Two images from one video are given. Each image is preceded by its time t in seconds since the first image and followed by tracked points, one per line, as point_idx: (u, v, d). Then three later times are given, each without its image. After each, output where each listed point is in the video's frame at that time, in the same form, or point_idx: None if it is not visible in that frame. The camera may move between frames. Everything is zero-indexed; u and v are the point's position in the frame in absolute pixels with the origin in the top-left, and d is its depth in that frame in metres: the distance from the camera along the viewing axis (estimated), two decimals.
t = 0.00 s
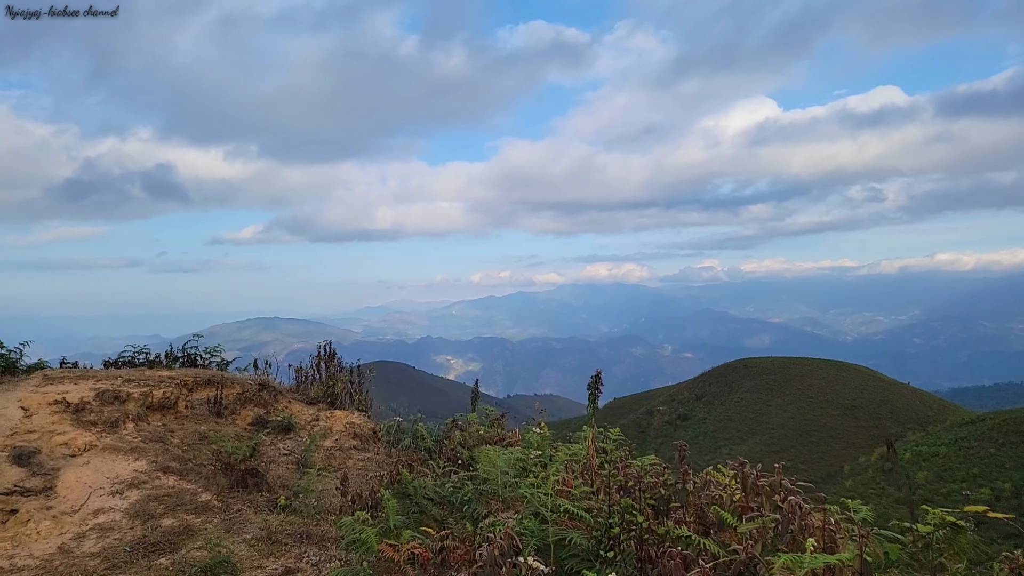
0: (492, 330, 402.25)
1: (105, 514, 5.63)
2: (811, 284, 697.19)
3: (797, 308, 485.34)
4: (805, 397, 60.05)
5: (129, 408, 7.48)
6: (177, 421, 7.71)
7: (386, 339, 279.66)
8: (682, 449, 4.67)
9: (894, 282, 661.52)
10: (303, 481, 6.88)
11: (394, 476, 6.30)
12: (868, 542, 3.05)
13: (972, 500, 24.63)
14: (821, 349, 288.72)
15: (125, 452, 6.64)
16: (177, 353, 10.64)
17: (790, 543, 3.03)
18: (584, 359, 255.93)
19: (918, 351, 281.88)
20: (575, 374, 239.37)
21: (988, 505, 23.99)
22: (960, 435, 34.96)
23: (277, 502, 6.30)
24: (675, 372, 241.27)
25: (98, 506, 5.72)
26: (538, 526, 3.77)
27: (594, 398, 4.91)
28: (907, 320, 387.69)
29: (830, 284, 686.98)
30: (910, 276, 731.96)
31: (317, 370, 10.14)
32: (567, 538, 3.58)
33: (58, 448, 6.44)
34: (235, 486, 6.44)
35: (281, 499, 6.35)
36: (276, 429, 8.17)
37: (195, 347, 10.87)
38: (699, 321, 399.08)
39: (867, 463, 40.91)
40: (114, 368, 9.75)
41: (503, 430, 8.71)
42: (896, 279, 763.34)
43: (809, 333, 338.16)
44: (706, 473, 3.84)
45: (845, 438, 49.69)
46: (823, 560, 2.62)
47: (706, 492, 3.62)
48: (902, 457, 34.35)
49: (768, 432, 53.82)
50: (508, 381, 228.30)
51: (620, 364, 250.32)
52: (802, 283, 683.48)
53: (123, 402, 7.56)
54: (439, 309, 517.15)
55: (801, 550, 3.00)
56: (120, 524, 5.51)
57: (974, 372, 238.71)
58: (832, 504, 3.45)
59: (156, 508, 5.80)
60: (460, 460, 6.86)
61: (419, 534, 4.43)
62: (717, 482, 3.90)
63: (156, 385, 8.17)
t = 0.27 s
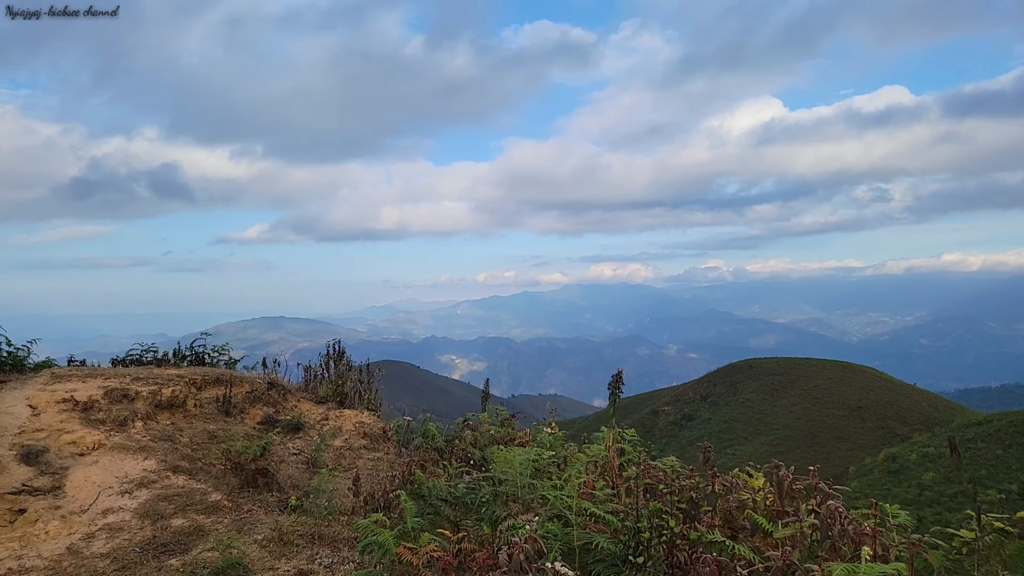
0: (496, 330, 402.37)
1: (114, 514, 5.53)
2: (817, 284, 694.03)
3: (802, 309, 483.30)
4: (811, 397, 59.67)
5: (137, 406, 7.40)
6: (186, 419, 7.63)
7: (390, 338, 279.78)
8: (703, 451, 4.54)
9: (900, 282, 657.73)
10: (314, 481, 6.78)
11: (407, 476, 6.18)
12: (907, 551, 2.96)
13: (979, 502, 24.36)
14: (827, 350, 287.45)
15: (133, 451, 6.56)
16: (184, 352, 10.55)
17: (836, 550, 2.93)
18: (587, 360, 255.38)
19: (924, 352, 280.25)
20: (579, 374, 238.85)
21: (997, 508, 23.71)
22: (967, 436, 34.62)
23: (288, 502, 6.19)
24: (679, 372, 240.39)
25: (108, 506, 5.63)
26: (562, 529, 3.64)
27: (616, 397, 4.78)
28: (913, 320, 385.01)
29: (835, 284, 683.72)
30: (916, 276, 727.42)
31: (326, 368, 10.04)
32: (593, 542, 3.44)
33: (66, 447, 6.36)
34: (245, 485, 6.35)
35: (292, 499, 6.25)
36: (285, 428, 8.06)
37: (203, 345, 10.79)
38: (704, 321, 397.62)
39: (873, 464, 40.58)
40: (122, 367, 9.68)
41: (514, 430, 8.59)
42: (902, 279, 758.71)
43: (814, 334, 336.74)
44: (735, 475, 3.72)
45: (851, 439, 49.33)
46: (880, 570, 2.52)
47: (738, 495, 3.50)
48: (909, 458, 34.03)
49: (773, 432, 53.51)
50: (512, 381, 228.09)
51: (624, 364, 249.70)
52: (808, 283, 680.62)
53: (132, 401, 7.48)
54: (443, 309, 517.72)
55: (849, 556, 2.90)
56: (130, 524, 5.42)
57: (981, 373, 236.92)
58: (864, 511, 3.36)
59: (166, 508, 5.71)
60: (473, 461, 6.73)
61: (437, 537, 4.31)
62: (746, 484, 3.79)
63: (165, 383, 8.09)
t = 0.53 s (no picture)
0: (500, 330, 402.32)
1: (126, 512, 5.45)
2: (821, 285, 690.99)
3: (806, 310, 481.30)
4: (816, 399, 59.37)
5: (148, 404, 7.32)
6: (197, 417, 7.54)
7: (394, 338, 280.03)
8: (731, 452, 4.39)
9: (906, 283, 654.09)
10: (326, 480, 6.70)
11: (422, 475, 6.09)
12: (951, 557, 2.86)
13: (986, 504, 24.11)
14: (831, 351, 286.07)
15: (145, 448, 6.48)
16: (194, 349, 10.47)
17: (881, 554, 2.78)
18: (590, 360, 254.99)
19: (929, 353, 278.61)
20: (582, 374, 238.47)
21: (1004, 510, 23.47)
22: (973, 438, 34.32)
23: (301, 501, 6.10)
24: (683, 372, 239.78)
25: (119, 503, 5.54)
26: (592, 530, 3.52)
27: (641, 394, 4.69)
28: (917, 321, 382.94)
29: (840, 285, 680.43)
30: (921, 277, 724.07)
31: (337, 366, 9.94)
32: (624, 544, 3.31)
33: (77, 444, 6.28)
34: (258, 484, 6.26)
35: (306, 498, 6.15)
36: (296, 426, 7.98)
37: (212, 343, 10.70)
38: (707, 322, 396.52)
39: (877, 465, 40.36)
40: (131, 364, 9.60)
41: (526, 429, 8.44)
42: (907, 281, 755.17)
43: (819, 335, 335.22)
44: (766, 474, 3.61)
45: (856, 441, 49.03)
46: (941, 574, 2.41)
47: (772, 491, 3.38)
48: (914, 460, 33.78)
49: (777, 434, 53.27)
50: (515, 382, 227.93)
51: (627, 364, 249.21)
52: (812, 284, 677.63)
53: (142, 398, 7.41)
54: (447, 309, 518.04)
55: (892, 563, 2.76)
56: (142, 522, 5.33)
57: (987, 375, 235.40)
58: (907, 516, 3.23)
59: (179, 507, 5.62)
60: (488, 460, 6.63)
61: (460, 538, 4.21)
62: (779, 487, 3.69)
63: (176, 381, 8.02)
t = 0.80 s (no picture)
0: (502, 330, 402.36)
1: (136, 514, 5.34)
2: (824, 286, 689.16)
3: (809, 310, 480.03)
4: (819, 400, 59.14)
5: (157, 404, 7.21)
6: (205, 417, 7.43)
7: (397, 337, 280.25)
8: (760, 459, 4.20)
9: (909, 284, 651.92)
10: (338, 482, 6.57)
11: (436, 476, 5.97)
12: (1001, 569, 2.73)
13: (989, 505, 23.93)
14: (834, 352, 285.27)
15: (154, 449, 6.37)
16: (201, 349, 10.35)
17: (930, 565, 2.60)
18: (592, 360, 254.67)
19: (933, 355, 277.62)
20: (584, 374, 238.23)
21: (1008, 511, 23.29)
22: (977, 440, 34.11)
23: (313, 503, 5.98)
24: (686, 373, 239.32)
25: (129, 505, 5.44)
26: (622, 536, 3.36)
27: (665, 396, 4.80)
28: (921, 323, 381.41)
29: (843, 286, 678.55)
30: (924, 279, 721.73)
31: (346, 366, 9.83)
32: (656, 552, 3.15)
33: (85, 445, 6.17)
34: (269, 486, 6.14)
35: (317, 500, 6.02)
36: (306, 427, 7.88)
37: (220, 342, 10.59)
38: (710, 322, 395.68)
39: (880, 467, 40.17)
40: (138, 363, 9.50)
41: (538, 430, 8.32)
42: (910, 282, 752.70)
43: (822, 336, 334.31)
44: (802, 478, 3.48)
45: (859, 442, 48.81)
46: None
47: (807, 496, 3.24)
48: (917, 462, 33.57)
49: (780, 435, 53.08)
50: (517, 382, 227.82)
51: (630, 365, 248.85)
52: (815, 285, 675.91)
53: (151, 398, 7.30)
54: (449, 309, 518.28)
55: (942, 574, 2.56)
56: (152, 525, 5.21)
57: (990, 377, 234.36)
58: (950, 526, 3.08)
59: (189, 509, 5.51)
60: (502, 461, 6.50)
61: (481, 543, 4.07)
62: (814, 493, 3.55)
63: (184, 380, 7.91)
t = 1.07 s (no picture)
0: (506, 331, 401.93)
1: (142, 517, 5.23)
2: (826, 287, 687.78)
3: (811, 311, 479.10)
4: (822, 400, 58.97)
5: (162, 404, 7.11)
6: (211, 418, 7.33)
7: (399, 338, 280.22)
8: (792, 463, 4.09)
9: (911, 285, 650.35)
10: (346, 483, 6.47)
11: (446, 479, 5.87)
12: None
13: (993, 505, 23.78)
14: (836, 353, 284.68)
15: (160, 450, 6.27)
16: (206, 349, 10.25)
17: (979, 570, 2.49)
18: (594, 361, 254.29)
19: (935, 356, 276.80)
20: (586, 375, 237.85)
21: (1012, 511, 23.14)
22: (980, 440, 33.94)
23: (322, 505, 5.87)
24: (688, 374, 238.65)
25: (135, 507, 5.33)
26: (649, 542, 3.23)
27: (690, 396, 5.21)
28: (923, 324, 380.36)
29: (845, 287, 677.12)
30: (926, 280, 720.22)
31: (352, 366, 9.74)
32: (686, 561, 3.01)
33: (90, 445, 6.08)
34: (277, 487, 6.04)
35: (326, 502, 5.91)
36: (313, 427, 7.78)
37: (224, 342, 10.49)
38: (711, 323, 395.09)
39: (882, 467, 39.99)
40: (142, 364, 9.40)
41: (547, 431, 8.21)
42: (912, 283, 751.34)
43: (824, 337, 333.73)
44: (836, 482, 3.37)
45: (862, 443, 48.63)
46: None
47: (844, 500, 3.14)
48: (920, 462, 33.41)
49: (783, 435, 52.94)
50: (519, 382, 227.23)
51: (631, 365, 248.43)
52: (817, 286, 674.50)
53: (155, 398, 7.20)
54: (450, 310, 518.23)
55: None
56: (159, 527, 5.11)
57: (992, 377, 233.60)
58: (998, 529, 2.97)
59: (196, 511, 5.40)
60: (511, 464, 6.38)
61: (499, 548, 3.95)
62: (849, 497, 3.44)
63: (189, 380, 7.82)
